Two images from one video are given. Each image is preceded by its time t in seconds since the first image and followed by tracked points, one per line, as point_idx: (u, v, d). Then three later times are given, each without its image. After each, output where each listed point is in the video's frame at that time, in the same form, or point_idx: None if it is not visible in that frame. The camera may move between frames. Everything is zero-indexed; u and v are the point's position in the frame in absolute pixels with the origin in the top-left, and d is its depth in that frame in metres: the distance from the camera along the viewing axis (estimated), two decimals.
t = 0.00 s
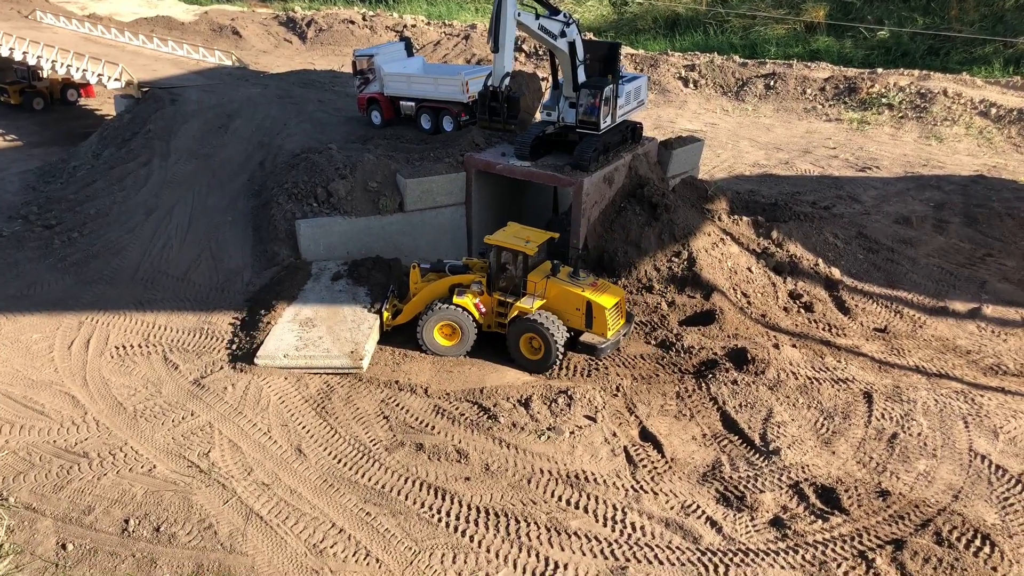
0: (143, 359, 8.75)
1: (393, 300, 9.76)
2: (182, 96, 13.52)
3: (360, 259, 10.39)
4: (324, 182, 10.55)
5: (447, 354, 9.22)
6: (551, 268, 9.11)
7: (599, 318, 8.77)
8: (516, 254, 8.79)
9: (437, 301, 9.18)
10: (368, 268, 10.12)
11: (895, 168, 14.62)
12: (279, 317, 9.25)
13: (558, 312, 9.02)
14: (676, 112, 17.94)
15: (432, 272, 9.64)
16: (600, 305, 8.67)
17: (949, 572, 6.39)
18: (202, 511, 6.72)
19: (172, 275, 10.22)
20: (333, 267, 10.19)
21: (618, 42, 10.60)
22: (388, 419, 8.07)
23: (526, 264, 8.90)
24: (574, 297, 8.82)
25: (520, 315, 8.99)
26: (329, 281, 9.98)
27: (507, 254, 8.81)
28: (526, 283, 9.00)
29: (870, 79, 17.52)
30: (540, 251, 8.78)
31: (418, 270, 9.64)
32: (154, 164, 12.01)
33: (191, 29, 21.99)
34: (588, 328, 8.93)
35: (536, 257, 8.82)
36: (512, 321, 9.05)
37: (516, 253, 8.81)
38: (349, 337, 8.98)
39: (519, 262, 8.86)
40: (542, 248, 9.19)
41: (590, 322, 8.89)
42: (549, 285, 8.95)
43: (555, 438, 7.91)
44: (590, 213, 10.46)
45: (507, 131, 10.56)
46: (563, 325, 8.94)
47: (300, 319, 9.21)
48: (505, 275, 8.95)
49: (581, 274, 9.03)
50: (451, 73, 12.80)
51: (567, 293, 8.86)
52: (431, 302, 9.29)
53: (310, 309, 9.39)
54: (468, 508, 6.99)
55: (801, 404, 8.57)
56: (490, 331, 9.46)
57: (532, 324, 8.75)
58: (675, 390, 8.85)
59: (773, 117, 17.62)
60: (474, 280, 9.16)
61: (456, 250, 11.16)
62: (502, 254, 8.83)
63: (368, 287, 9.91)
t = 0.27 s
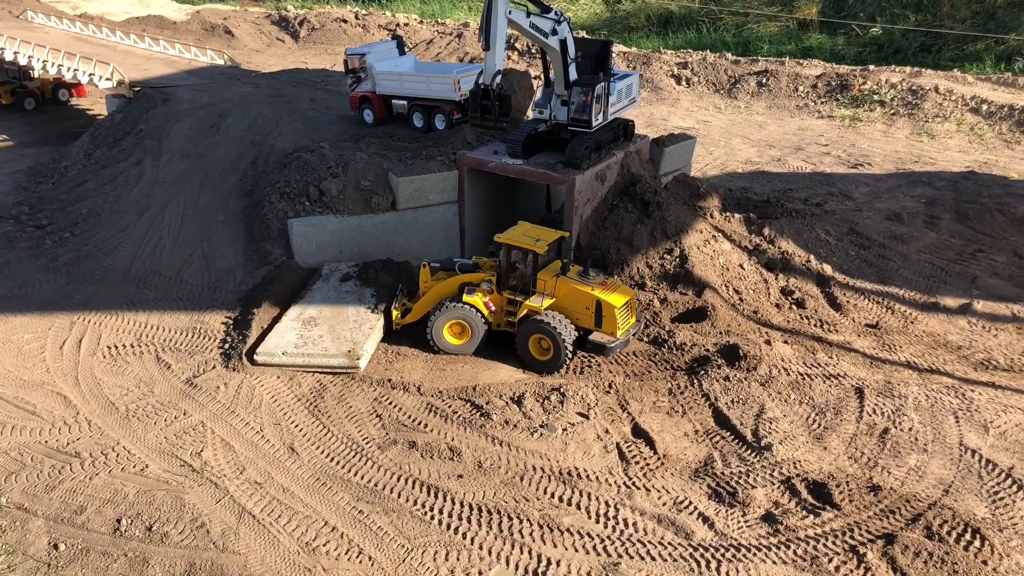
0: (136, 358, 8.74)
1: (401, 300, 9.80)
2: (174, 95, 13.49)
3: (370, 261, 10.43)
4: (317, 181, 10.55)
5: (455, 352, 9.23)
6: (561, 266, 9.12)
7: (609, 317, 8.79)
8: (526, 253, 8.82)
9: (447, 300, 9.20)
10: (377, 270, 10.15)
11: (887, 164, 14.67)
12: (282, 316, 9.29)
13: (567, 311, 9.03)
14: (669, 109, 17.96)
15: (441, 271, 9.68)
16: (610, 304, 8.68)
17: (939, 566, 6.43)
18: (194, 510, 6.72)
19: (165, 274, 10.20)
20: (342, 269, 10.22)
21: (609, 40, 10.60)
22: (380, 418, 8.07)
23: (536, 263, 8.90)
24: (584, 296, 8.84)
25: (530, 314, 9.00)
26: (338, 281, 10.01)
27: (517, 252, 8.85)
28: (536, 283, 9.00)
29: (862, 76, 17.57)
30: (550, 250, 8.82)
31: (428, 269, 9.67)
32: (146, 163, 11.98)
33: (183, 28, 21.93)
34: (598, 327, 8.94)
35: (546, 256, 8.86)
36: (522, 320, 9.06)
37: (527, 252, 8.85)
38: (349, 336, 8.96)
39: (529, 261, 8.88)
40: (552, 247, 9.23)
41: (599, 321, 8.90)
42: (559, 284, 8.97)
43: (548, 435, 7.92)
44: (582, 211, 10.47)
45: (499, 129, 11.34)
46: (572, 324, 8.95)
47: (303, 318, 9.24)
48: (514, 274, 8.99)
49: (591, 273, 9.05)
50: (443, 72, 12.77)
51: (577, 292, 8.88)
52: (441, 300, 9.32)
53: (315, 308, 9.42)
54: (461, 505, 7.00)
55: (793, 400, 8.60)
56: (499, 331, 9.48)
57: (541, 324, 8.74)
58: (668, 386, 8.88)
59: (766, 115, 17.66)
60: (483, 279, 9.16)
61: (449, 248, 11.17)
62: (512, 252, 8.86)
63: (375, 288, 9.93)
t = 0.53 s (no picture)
0: (130, 359, 8.73)
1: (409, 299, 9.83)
2: (167, 96, 13.46)
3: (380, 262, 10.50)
4: (310, 181, 10.54)
5: (462, 352, 9.26)
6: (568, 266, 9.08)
7: (617, 318, 8.73)
8: (533, 253, 8.77)
9: (454, 300, 9.23)
10: (387, 270, 10.22)
11: (881, 162, 14.71)
12: (291, 315, 9.37)
13: (574, 311, 9.00)
14: (663, 108, 17.99)
15: (450, 270, 9.68)
16: (617, 304, 8.62)
17: (932, 561, 6.47)
18: (189, 510, 6.73)
19: (159, 275, 10.18)
20: (352, 270, 10.29)
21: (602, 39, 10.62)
22: (375, 417, 8.08)
23: (543, 263, 8.85)
24: (591, 296, 8.79)
25: (536, 314, 8.98)
26: (348, 281, 10.07)
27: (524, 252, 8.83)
28: (543, 283, 8.96)
29: (856, 73, 17.61)
30: (557, 250, 8.75)
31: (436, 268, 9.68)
32: (139, 164, 11.96)
33: (176, 28, 21.87)
34: (605, 328, 8.89)
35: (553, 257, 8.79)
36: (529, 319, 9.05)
37: (534, 252, 8.80)
38: (356, 335, 9.00)
39: (536, 261, 8.82)
40: (559, 247, 9.19)
41: (607, 322, 8.85)
42: (566, 284, 8.93)
43: (543, 433, 7.94)
44: (577, 210, 10.47)
45: (493, 128, 10.30)
46: (579, 325, 8.91)
47: (311, 316, 9.30)
48: (522, 274, 8.96)
49: (599, 273, 9.01)
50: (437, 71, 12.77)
51: (584, 292, 8.84)
52: (448, 300, 9.34)
53: (323, 307, 9.48)
54: (457, 504, 7.01)
55: (787, 397, 8.63)
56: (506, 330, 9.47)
57: (548, 324, 8.71)
58: (662, 384, 8.91)
59: (760, 112, 17.69)
60: (491, 279, 9.17)
61: (443, 248, 11.17)
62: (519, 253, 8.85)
63: (385, 288, 9.98)
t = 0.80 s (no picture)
0: (130, 359, 8.71)
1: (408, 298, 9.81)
2: (165, 95, 13.43)
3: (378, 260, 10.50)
4: (309, 180, 10.53)
5: (461, 350, 9.26)
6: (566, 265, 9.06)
7: (615, 317, 8.72)
8: (532, 251, 8.75)
9: (452, 299, 9.21)
10: (384, 269, 10.23)
11: (880, 159, 14.72)
12: (290, 314, 9.36)
13: (573, 310, 8.99)
14: (662, 106, 17.98)
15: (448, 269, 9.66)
16: (616, 303, 8.61)
17: (932, 557, 6.48)
18: (190, 509, 6.72)
19: (158, 274, 10.16)
20: (350, 269, 10.29)
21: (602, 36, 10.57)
22: (375, 416, 8.07)
23: (541, 261, 8.83)
24: (590, 295, 8.79)
25: (535, 313, 8.98)
26: (346, 281, 10.06)
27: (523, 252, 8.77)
28: (542, 281, 8.96)
29: (854, 71, 17.63)
30: (556, 249, 8.73)
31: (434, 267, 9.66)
32: (138, 163, 11.93)
33: (174, 27, 21.82)
34: (604, 326, 8.88)
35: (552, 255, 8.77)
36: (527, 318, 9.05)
37: (532, 251, 8.78)
38: (355, 334, 9.00)
39: (534, 260, 8.80)
40: (557, 246, 9.20)
41: (605, 320, 8.84)
42: (565, 283, 8.92)
43: (543, 432, 7.94)
44: (576, 208, 10.46)
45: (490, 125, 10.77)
46: (578, 324, 8.90)
47: (309, 316, 9.29)
48: (520, 272, 8.94)
49: (597, 272, 9.01)
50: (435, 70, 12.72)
51: (582, 291, 8.83)
52: (446, 298, 9.33)
53: (321, 307, 9.47)
54: (457, 503, 7.01)
55: (787, 395, 8.64)
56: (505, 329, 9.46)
57: (545, 322, 8.72)
58: (662, 382, 8.91)
59: (758, 111, 17.69)
60: (490, 277, 9.16)
61: (442, 247, 11.15)
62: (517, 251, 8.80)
63: (383, 287, 9.98)
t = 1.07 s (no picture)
0: (134, 357, 8.69)
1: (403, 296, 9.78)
2: (169, 93, 13.41)
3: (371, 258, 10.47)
4: (313, 178, 10.51)
5: (456, 348, 9.23)
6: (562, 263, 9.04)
7: (611, 315, 8.72)
8: (528, 249, 8.78)
9: (448, 296, 9.21)
10: (379, 266, 10.18)
11: (883, 158, 14.70)
12: (287, 313, 9.32)
13: (569, 308, 8.97)
14: (664, 104, 17.94)
15: (444, 267, 9.64)
16: (612, 301, 8.60)
17: (939, 557, 6.47)
18: (195, 508, 6.71)
19: (162, 272, 10.14)
20: (345, 266, 10.28)
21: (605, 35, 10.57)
22: (380, 414, 8.06)
23: (537, 259, 8.88)
24: (586, 293, 8.77)
25: (531, 311, 8.95)
26: (340, 279, 10.04)
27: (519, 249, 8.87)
28: (538, 279, 8.95)
29: (857, 70, 17.61)
30: (552, 247, 8.78)
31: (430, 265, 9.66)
32: (141, 161, 11.91)
33: (176, 25, 21.77)
34: (600, 324, 8.88)
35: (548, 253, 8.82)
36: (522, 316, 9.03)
37: (528, 248, 8.81)
38: (355, 332, 9.00)
39: (531, 257, 8.86)
40: (553, 244, 9.18)
41: (601, 318, 8.84)
42: (561, 281, 8.88)
43: (548, 430, 7.92)
44: (580, 206, 10.44)
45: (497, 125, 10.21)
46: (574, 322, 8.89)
47: (307, 314, 9.27)
48: (516, 269, 8.98)
49: (593, 270, 8.97)
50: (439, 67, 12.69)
51: (578, 289, 8.80)
52: (442, 296, 9.32)
53: (319, 305, 9.45)
54: (463, 501, 7.00)
55: (792, 394, 8.63)
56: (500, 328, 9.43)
57: (541, 320, 8.71)
58: (667, 381, 8.89)
59: (761, 109, 17.66)
60: (486, 275, 9.15)
61: (446, 246, 11.14)
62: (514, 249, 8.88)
63: (379, 284, 9.97)
